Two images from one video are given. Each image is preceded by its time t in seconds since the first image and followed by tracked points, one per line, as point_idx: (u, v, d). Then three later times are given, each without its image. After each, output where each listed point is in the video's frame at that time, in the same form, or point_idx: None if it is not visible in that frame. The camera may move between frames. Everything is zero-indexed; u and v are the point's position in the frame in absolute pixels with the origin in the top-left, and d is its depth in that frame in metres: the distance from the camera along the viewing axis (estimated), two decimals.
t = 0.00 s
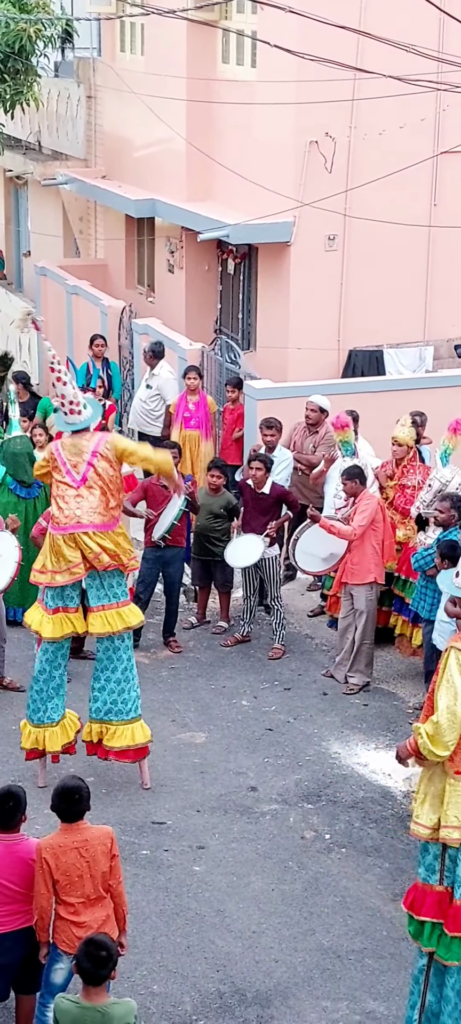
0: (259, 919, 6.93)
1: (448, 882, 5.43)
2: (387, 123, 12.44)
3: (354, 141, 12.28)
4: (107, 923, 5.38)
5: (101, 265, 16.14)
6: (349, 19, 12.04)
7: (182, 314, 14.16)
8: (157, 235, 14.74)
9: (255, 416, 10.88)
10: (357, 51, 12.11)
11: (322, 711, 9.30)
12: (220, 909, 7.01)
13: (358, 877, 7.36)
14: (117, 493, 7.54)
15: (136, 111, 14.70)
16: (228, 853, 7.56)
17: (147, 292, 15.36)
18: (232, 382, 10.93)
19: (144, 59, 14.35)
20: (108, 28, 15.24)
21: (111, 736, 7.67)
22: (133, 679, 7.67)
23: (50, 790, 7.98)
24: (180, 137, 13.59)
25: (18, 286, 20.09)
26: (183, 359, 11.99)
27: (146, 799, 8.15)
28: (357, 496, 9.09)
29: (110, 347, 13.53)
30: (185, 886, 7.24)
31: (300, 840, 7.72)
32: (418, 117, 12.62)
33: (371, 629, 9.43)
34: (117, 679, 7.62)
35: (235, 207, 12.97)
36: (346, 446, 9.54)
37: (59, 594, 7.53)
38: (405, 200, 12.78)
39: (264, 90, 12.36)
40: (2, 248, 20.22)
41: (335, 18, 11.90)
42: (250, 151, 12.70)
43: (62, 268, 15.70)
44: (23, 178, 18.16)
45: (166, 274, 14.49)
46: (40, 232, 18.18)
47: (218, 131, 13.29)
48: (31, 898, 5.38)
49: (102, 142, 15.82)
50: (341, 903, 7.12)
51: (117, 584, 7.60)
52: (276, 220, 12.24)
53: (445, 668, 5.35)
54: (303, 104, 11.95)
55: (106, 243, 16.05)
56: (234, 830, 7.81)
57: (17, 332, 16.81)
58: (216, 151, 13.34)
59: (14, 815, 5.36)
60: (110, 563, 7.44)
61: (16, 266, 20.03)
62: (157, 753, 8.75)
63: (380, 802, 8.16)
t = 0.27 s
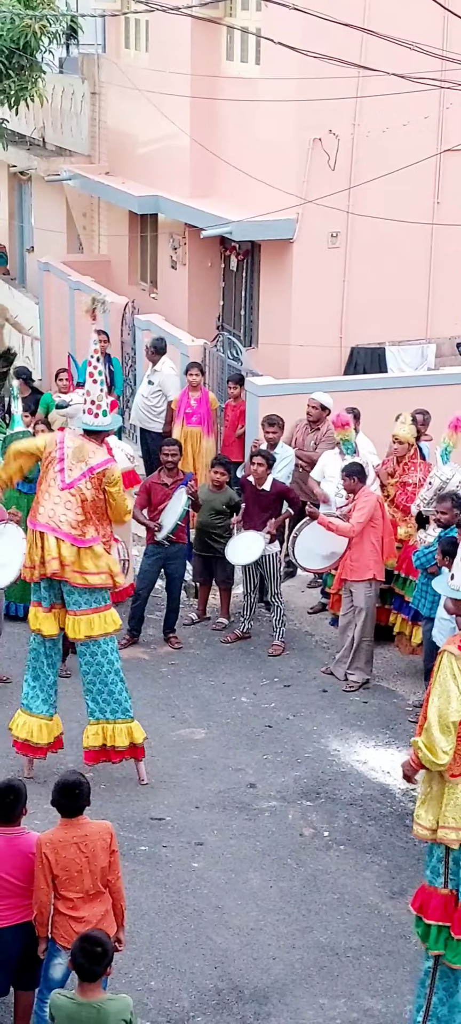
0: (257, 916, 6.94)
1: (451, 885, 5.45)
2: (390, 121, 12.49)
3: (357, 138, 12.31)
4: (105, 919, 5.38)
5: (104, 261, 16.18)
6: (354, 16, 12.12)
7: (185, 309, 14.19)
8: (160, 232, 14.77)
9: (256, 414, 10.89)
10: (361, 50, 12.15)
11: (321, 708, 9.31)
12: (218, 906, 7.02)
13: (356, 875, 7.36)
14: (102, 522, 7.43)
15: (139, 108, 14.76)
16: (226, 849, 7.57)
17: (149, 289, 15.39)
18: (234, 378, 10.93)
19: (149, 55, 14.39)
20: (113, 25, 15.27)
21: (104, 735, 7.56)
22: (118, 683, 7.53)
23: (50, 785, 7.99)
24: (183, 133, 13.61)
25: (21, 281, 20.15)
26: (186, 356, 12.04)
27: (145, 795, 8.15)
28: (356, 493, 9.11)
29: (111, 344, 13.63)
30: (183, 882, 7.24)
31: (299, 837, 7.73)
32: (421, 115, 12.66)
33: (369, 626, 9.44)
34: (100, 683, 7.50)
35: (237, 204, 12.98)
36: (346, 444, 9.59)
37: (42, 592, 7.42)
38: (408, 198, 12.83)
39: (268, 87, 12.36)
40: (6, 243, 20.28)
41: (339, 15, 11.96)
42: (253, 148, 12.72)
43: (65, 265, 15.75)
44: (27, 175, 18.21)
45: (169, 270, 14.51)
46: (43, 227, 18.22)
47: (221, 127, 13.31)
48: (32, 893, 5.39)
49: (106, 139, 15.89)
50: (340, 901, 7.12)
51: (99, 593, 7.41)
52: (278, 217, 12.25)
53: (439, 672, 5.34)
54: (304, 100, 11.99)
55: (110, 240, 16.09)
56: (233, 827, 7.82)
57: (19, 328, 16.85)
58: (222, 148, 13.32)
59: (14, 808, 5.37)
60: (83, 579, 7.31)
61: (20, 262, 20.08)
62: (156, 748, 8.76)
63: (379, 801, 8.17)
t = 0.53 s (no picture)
0: (268, 916, 6.87)
1: None
2: (420, 122, 12.75)
3: (387, 137, 12.61)
4: (117, 913, 5.33)
5: (133, 257, 16.43)
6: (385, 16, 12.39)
7: (212, 307, 14.48)
8: (189, 229, 15.03)
9: (279, 412, 11.10)
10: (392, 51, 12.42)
11: (339, 709, 9.28)
12: (230, 905, 6.95)
13: (369, 878, 7.30)
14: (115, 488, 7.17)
15: (171, 107, 15.06)
16: (239, 848, 7.51)
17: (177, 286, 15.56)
18: (257, 376, 11.10)
19: (183, 54, 14.66)
20: (149, 24, 15.50)
21: (97, 727, 7.47)
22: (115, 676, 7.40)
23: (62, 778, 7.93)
24: (216, 133, 13.99)
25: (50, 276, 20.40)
26: (210, 352, 12.23)
27: (160, 791, 8.09)
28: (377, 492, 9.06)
29: (138, 340, 13.83)
30: (196, 879, 7.18)
31: (312, 838, 7.67)
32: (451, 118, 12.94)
33: (387, 627, 9.40)
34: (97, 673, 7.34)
35: (270, 205, 13.40)
36: (369, 443, 9.79)
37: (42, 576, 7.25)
38: (432, 198, 13.11)
39: (300, 88, 12.87)
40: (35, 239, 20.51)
41: (369, 15, 12.23)
42: (284, 148, 13.23)
43: (95, 260, 16.05)
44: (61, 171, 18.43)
45: (196, 267, 14.82)
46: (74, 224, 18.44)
47: (254, 126, 13.77)
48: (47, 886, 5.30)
49: (138, 137, 16.20)
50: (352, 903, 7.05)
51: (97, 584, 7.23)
52: (306, 216, 12.70)
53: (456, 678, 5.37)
54: (337, 101, 12.44)
55: (139, 237, 16.36)
56: (246, 825, 7.76)
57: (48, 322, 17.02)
58: (253, 147, 13.82)
59: (33, 799, 5.25)
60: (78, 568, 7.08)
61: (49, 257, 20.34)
62: (172, 743, 8.72)
63: (394, 803, 8.11)
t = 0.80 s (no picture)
0: (340, 923, 6.81)
1: None
2: None
3: None
4: (190, 914, 5.30)
5: (215, 259, 16.43)
6: None
7: (294, 308, 14.45)
8: (272, 231, 15.03)
9: (359, 414, 11.17)
10: None
11: (415, 715, 9.20)
12: (301, 910, 6.91)
13: (443, 887, 7.21)
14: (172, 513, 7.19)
15: (256, 109, 15.09)
16: (311, 853, 7.46)
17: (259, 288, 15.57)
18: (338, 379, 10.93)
19: (270, 57, 14.62)
20: (237, 26, 15.43)
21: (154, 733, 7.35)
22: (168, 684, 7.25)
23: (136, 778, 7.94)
24: (302, 136, 13.93)
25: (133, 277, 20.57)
26: (291, 354, 12.32)
27: (233, 793, 8.07)
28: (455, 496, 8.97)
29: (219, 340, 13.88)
30: (268, 883, 7.15)
31: (386, 844, 7.60)
32: None
33: None
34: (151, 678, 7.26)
35: (353, 205, 13.42)
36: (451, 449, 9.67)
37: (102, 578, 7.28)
38: None
39: (386, 91, 12.78)
40: (119, 239, 20.66)
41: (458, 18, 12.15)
42: (369, 152, 13.15)
43: (178, 261, 16.23)
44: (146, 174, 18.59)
45: (279, 269, 14.80)
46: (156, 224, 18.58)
47: (339, 130, 13.73)
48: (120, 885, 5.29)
49: (223, 140, 16.12)
50: (425, 912, 6.97)
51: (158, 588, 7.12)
52: (390, 220, 12.65)
53: None
54: (424, 105, 12.33)
55: (222, 239, 16.37)
56: (320, 830, 7.71)
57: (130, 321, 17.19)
58: (338, 150, 13.77)
59: (110, 798, 5.22)
60: (134, 570, 7.06)
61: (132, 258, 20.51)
62: (247, 745, 8.70)
63: None
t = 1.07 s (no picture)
0: (423, 932, 6.76)
1: None
2: None
3: None
4: (271, 917, 5.28)
5: (306, 262, 16.39)
6: None
7: (386, 309, 14.29)
8: (364, 235, 14.99)
9: (450, 419, 10.85)
10: None
11: None
12: (384, 917, 6.86)
13: None
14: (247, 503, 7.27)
15: (351, 111, 14.98)
16: (395, 861, 7.41)
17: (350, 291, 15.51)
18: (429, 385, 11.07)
19: (365, 59, 14.58)
20: (332, 28, 15.39)
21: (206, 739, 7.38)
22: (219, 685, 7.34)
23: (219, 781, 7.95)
24: (395, 139, 13.86)
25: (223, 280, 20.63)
26: (382, 359, 12.29)
27: (317, 798, 8.04)
28: None
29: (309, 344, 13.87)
30: (350, 889, 7.11)
31: None
32: None
33: None
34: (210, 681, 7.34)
35: (443, 208, 13.33)
36: None
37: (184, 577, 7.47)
38: None
39: None
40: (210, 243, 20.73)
41: None
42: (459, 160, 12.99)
43: (269, 264, 16.25)
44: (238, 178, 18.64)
45: (371, 273, 14.71)
46: (247, 228, 18.61)
47: (435, 133, 13.60)
48: (203, 886, 5.28)
49: (317, 141, 16.03)
50: None
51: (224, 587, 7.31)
52: None
53: None
54: None
55: (313, 242, 16.33)
56: (404, 838, 7.65)
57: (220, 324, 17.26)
58: (433, 153, 13.64)
59: (194, 799, 5.20)
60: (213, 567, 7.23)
61: (223, 260, 20.57)
62: (331, 751, 8.67)
63: None
